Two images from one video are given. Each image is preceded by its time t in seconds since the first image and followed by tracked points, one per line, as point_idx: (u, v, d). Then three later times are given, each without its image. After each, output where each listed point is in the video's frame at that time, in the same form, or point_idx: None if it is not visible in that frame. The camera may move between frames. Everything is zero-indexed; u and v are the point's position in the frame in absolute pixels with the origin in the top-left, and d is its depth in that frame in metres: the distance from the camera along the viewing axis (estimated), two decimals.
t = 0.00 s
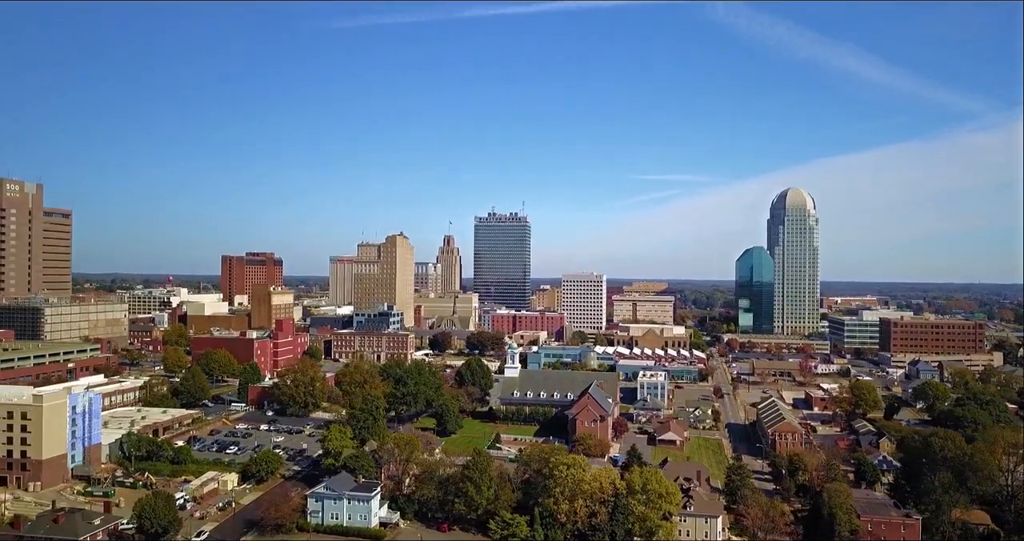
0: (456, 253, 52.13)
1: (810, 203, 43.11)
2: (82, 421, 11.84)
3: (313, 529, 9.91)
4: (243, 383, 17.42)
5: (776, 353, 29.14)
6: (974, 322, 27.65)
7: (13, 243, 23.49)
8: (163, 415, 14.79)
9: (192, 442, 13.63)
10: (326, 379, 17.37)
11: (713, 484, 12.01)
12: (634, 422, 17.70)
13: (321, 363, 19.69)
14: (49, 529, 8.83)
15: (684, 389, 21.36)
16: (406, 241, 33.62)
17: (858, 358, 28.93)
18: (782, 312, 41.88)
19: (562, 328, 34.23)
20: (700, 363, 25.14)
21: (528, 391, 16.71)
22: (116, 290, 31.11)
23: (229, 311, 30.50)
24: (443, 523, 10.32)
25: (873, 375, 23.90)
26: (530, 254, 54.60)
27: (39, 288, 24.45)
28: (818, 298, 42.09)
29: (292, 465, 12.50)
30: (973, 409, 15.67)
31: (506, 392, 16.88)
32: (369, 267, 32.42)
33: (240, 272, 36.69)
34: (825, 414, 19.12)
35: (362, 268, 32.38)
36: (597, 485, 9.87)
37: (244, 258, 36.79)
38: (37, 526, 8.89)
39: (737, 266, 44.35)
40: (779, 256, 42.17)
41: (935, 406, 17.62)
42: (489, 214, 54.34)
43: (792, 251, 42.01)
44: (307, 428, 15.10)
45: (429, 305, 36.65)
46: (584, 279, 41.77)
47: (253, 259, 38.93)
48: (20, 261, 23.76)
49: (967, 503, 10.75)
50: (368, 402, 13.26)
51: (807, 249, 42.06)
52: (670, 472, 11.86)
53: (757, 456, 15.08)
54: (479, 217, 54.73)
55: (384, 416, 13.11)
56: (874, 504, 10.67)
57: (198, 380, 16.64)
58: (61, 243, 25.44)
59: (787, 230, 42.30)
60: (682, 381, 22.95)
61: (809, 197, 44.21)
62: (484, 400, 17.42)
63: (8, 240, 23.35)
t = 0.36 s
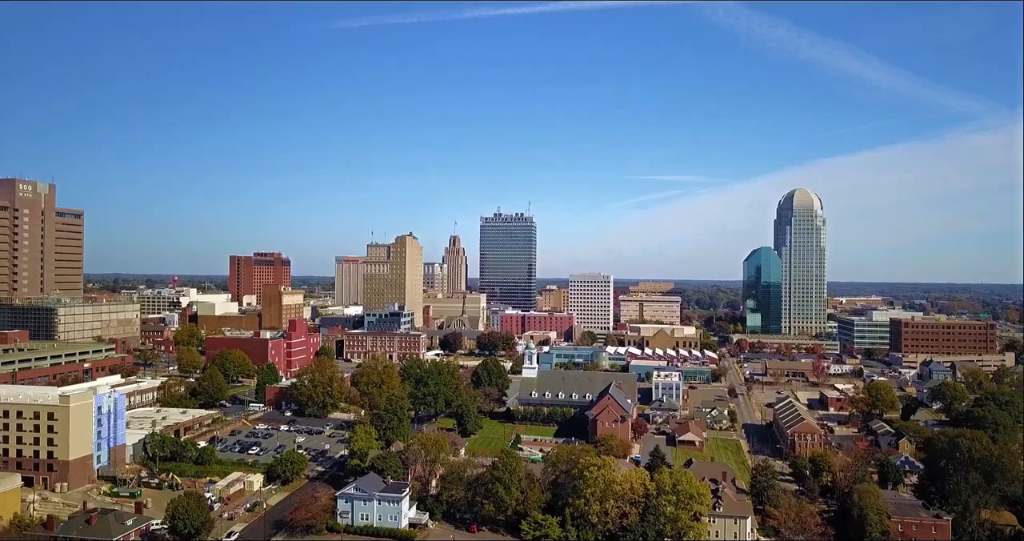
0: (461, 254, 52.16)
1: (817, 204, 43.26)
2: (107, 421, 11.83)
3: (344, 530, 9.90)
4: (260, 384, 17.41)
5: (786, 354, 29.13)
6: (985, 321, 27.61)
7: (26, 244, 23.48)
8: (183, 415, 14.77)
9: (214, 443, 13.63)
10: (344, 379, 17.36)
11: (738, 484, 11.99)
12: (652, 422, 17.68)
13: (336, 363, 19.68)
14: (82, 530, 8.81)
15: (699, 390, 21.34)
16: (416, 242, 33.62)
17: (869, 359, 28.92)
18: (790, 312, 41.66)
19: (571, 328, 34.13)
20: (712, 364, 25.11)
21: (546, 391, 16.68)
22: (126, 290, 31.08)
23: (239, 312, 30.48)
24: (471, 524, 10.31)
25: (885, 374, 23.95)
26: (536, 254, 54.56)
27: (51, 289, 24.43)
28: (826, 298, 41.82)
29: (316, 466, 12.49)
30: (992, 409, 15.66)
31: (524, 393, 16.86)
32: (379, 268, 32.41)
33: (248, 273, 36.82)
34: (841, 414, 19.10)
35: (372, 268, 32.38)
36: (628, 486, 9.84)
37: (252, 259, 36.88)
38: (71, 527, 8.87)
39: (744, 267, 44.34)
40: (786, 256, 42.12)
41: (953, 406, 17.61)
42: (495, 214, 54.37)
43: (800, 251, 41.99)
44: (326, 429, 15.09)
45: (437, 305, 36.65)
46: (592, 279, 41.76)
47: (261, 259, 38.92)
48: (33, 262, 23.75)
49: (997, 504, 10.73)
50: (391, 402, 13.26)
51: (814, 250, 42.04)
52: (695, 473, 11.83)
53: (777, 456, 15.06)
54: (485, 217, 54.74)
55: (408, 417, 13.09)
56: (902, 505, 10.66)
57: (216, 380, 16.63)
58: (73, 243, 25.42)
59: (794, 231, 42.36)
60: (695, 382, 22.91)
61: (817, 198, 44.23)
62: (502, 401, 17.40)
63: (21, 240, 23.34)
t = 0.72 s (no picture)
0: (468, 254, 52.12)
1: (825, 204, 43.39)
2: (134, 422, 11.83)
3: (375, 530, 9.89)
4: (278, 384, 17.39)
5: (798, 354, 29.13)
6: (997, 322, 27.54)
7: (40, 244, 23.48)
8: (205, 415, 14.77)
9: (237, 443, 13.61)
10: (362, 379, 17.34)
11: (765, 485, 11.97)
12: (670, 423, 17.65)
13: (353, 363, 19.68)
14: (117, 531, 8.81)
15: (713, 390, 21.36)
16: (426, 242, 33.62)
17: (880, 359, 28.93)
18: (798, 313, 41.58)
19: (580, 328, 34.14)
20: (725, 364, 25.09)
21: (565, 392, 16.66)
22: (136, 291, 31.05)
23: (250, 312, 30.46)
24: (502, 524, 10.30)
25: (898, 375, 23.98)
26: (542, 255, 54.54)
27: (65, 289, 24.43)
28: (834, 298, 41.80)
29: (341, 466, 12.46)
30: (1012, 410, 15.65)
31: (543, 393, 16.84)
32: (389, 268, 32.43)
33: (257, 274, 36.77)
34: (858, 414, 19.10)
35: (382, 269, 32.40)
36: (661, 486, 9.82)
37: (260, 259, 36.84)
38: (106, 527, 8.86)
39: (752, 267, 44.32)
40: (794, 256, 42.17)
41: (971, 406, 17.60)
42: (501, 214, 54.35)
43: (808, 251, 42.03)
44: (347, 430, 15.09)
45: (446, 306, 36.67)
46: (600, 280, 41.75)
47: (269, 259, 38.89)
48: (46, 262, 23.75)
49: None
50: (418, 402, 13.25)
51: (822, 250, 42.07)
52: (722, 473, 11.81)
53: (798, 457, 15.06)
54: (491, 218, 54.74)
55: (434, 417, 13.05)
56: (932, 506, 10.65)
57: (235, 381, 16.61)
58: (85, 243, 25.40)
59: (802, 231, 42.47)
60: (708, 383, 22.87)
61: (824, 199, 44.26)
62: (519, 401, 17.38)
63: (35, 240, 23.34)
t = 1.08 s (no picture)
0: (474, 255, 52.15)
1: (832, 204, 43.53)
2: (160, 422, 11.83)
3: (405, 531, 9.89)
4: (296, 385, 17.39)
5: (808, 355, 29.11)
6: (1008, 322, 27.51)
7: (53, 244, 23.47)
8: (225, 416, 14.76)
9: (259, 443, 13.61)
10: (380, 379, 17.32)
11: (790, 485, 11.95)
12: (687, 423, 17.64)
13: (368, 363, 19.67)
14: (151, 531, 8.81)
15: (728, 391, 21.34)
16: (435, 242, 33.62)
17: (890, 360, 28.91)
18: (805, 312, 41.49)
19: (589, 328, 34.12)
20: (738, 365, 25.06)
21: (583, 393, 16.62)
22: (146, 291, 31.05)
23: (260, 312, 30.46)
24: (531, 525, 10.29)
25: (911, 375, 23.96)
26: (547, 255, 54.53)
27: (77, 289, 24.43)
28: (842, 298, 41.60)
29: (365, 467, 12.45)
30: None
31: (562, 394, 16.83)
32: (399, 268, 32.42)
33: (265, 273, 36.79)
34: (874, 415, 19.08)
35: (392, 269, 32.40)
36: (692, 488, 9.81)
37: (269, 259, 36.86)
38: (139, 528, 8.86)
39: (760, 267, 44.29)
40: (801, 255, 42.28)
41: (988, 407, 17.58)
42: (507, 214, 54.36)
43: (815, 251, 42.14)
44: (367, 430, 15.09)
45: (455, 306, 36.67)
46: (608, 280, 41.74)
47: (277, 259, 38.88)
48: (59, 262, 23.73)
49: None
50: (441, 402, 13.26)
51: (829, 249, 42.13)
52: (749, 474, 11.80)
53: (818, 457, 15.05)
54: (497, 218, 54.75)
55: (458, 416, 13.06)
56: (961, 507, 10.64)
57: (254, 381, 16.61)
58: (98, 243, 25.40)
59: (809, 231, 42.63)
60: (722, 383, 22.86)
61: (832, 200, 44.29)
62: (537, 402, 17.36)
63: (48, 241, 23.34)
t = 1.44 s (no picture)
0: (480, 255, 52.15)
1: (839, 204, 43.57)
2: (186, 422, 11.83)
3: (436, 531, 9.88)
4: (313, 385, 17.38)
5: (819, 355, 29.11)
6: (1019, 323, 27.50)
7: (66, 244, 23.46)
8: (245, 416, 14.76)
9: (281, 443, 13.60)
10: (398, 380, 17.30)
11: (816, 486, 11.93)
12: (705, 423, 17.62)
13: (384, 364, 19.67)
14: (185, 531, 8.81)
15: (742, 392, 21.35)
16: (445, 243, 33.62)
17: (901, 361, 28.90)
18: (812, 312, 41.41)
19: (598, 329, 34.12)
20: (750, 366, 25.05)
21: (602, 393, 16.60)
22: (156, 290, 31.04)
23: (270, 312, 30.45)
24: (560, 525, 10.30)
25: (924, 376, 23.96)
26: (553, 255, 54.53)
27: (89, 289, 24.41)
28: (849, 298, 41.58)
29: (389, 468, 12.43)
30: None
31: (580, 394, 16.81)
32: (409, 268, 32.43)
33: (273, 274, 36.77)
34: (890, 415, 19.06)
35: (402, 269, 32.41)
36: (724, 489, 9.80)
37: (277, 259, 36.86)
38: (173, 528, 8.86)
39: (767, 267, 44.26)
40: (808, 255, 42.29)
41: (1005, 407, 17.57)
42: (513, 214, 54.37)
43: (822, 250, 42.14)
44: (386, 431, 15.08)
45: (463, 306, 36.66)
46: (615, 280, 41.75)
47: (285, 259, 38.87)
48: (72, 262, 23.72)
49: None
50: (465, 402, 13.25)
51: (836, 249, 42.11)
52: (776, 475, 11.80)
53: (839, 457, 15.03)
54: (503, 218, 54.75)
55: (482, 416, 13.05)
56: (989, 507, 10.62)
57: (272, 381, 16.61)
58: (109, 243, 25.39)
59: (816, 230, 42.64)
60: (735, 384, 22.86)
61: (839, 199, 44.37)
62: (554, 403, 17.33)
63: (61, 241, 23.32)
